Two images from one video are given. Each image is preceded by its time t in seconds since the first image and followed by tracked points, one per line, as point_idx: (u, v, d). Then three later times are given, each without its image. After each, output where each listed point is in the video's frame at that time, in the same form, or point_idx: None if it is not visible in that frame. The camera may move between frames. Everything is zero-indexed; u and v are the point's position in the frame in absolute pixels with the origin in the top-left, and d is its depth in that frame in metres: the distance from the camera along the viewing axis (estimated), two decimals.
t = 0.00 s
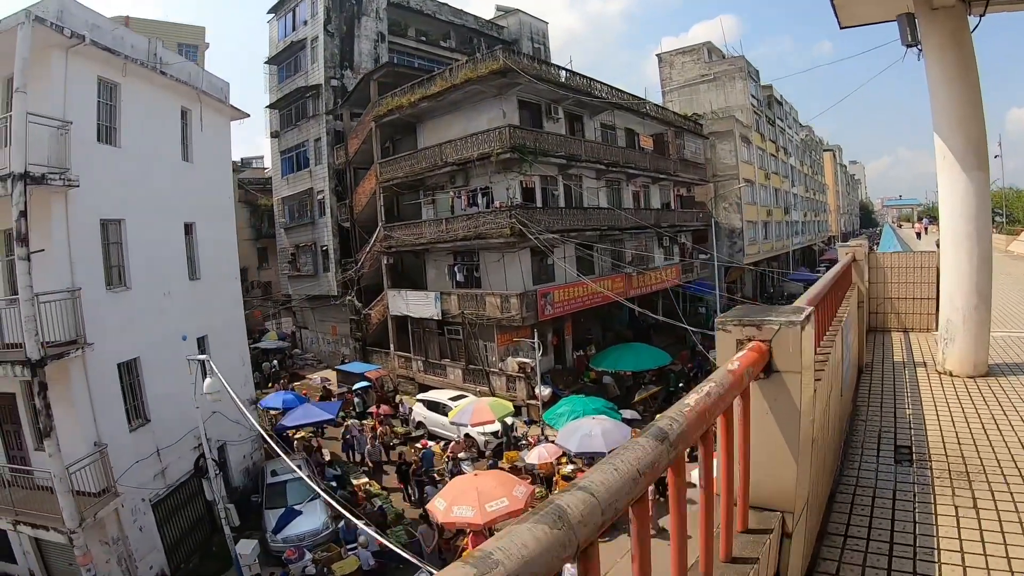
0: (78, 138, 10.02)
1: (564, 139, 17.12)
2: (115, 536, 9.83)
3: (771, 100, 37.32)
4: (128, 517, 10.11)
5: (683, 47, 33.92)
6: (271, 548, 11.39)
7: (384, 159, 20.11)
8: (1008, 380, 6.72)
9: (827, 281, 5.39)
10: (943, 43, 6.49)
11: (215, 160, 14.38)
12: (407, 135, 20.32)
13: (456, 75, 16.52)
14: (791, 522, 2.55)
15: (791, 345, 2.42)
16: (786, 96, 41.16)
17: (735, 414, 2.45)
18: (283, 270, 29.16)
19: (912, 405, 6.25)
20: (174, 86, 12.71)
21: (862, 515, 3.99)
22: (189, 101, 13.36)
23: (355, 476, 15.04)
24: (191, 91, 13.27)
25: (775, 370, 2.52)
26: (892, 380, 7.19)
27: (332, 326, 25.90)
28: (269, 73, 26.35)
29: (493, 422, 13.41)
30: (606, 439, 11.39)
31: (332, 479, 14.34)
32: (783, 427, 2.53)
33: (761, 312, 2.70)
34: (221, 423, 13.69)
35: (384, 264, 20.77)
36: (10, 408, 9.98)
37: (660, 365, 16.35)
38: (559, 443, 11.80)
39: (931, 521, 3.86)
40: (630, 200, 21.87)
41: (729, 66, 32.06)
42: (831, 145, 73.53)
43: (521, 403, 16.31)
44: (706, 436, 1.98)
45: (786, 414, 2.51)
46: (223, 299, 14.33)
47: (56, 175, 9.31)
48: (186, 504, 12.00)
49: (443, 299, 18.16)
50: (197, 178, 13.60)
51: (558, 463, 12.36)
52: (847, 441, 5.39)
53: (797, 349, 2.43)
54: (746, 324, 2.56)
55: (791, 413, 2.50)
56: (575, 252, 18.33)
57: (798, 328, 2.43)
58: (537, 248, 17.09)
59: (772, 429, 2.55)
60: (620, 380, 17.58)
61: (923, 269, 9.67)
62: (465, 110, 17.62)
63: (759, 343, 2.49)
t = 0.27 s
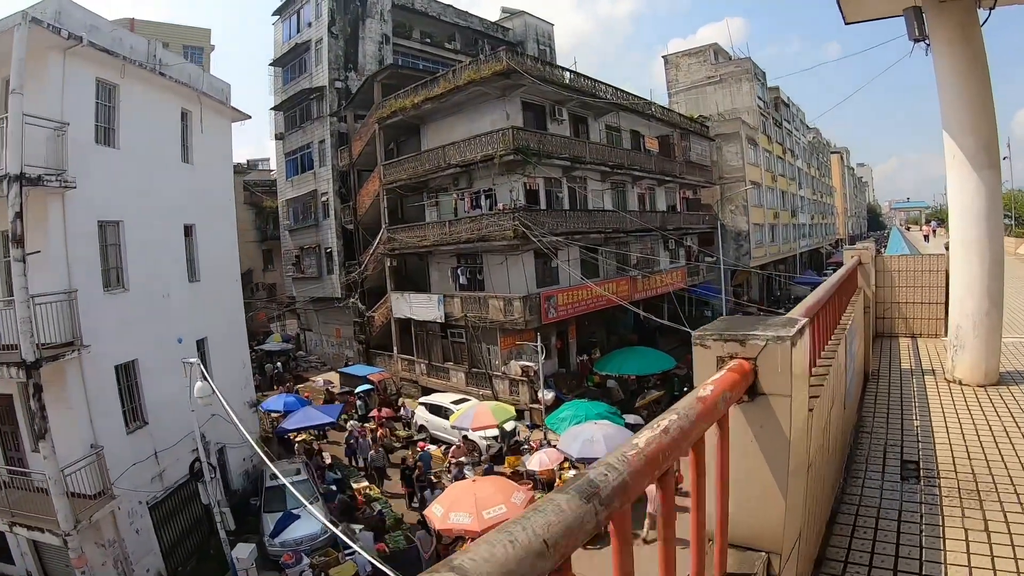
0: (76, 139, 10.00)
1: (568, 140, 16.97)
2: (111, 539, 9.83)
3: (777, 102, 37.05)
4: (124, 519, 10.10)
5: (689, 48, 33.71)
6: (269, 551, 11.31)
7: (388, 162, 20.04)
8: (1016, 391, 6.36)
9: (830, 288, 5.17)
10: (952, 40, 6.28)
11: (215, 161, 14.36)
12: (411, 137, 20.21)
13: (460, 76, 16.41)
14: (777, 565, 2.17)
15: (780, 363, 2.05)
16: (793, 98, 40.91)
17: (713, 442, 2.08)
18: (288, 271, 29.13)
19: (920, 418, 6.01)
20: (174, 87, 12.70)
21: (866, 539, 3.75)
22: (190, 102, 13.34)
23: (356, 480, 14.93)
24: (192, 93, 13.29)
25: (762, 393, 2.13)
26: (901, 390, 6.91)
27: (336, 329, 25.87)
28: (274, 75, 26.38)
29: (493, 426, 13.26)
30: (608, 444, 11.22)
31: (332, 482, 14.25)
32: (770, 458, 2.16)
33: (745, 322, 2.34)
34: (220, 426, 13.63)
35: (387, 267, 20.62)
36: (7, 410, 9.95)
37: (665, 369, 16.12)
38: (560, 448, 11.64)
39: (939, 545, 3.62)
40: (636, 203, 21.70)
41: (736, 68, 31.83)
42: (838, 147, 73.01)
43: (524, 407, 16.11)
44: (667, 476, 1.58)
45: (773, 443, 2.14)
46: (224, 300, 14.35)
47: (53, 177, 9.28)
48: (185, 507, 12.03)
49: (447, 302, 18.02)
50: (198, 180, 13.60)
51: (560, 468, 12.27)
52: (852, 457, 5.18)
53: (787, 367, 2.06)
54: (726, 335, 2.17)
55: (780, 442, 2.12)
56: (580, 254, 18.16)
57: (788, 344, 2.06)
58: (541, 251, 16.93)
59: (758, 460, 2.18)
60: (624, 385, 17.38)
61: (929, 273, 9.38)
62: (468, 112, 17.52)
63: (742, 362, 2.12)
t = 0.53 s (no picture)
0: (58, 151, 9.78)
1: (558, 150, 16.84)
2: (95, 557, 9.62)
3: (769, 110, 37.21)
4: (108, 537, 9.90)
5: (680, 58, 33.82)
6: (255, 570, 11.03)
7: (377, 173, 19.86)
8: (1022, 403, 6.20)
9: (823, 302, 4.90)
10: (948, 36, 6.01)
11: (201, 173, 14.09)
12: (402, 149, 20.04)
13: (449, 87, 16.25)
14: None
15: (757, 403, 1.71)
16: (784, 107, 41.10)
17: (678, 503, 1.72)
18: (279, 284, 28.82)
19: (919, 436, 5.73)
20: (159, 98, 12.48)
21: None
22: (175, 113, 13.11)
23: (345, 496, 14.59)
24: (177, 103, 13.01)
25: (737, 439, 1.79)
26: (899, 406, 6.64)
27: (327, 342, 25.58)
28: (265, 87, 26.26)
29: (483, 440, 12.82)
30: (600, 458, 10.96)
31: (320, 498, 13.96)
32: (748, 518, 1.81)
33: (721, 353, 1.98)
34: (207, 441, 13.32)
35: (378, 279, 20.35)
36: None
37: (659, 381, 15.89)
38: (551, 463, 11.36)
39: None
40: (628, 213, 21.60)
41: (728, 77, 31.93)
42: (830, 155, 73.42)
43: (516, 421, 15.78)
44: (596, 572, 1.23)
45: (751, 499, 1.80)
46: (210, 313, 14.12)
47: (33, 190, 9.04)
48: (171, 524, 11.80)
49: (438, 314, 17.75)
50: (184, 193, 13.37)
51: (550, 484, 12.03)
52: (849, 481, 4.88)
53: (765, 410, 1.72)
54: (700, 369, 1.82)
55: (759, 499, 1.78)
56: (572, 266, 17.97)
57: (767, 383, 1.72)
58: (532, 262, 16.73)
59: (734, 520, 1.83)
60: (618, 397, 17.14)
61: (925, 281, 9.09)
62: (458, 123, 17.38)
63: (713, 404, 1.78)
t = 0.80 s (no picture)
0: (37, 163, 9.53)
1: (547, 165, 16.74)
2: None
3: (759, 124, 37.45)
4: (88, 555, 9.61)
5: (671, 73, 34.01)
6: None
7: (366, 188, 19.69)
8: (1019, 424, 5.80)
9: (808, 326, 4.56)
10: (939, 39, 5.65)
11: (187, 188, 13.74)
12: (391, 163, 19.88)
13: (437, 101, 16.12)
14: None
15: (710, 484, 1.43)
16: (773, 121, 41.41)
17: None
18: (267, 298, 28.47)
19: (912, 461, 5.37)
20: (144, 111, 12.22)
21: None
22: (159, 126, 12.79)
23: (330, 516, 14.24)
24: (161, 116, 12.71)
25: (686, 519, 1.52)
26: (891, 426, 6.29)
27: (316, 357, 25.24)
28: (255, 100, 26.16)
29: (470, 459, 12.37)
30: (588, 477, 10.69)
31: (306, 517, 13.57)
32: None
33: (670, 412, 1.69)
34: (191, 458, 12.96)
35: (366, 295, 20.06)
36: None
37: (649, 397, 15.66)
38: (539, 483, 11.02)
39: None
40: (618, 228, 21.55)
41: (718, 91, 32.12)
42: (820, 168, 74.05)
43: (504, 438, 15.39)
44: None
45: None
46: (194, 328, 13.80)
47: (13, 204, 8.84)
48: (150, 544, 11.44)
49: (426, 330, 17.46)
50: (170, 207, 13.11)
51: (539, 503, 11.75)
52: (839, 514, 4.50)
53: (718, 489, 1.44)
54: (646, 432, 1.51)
55: None
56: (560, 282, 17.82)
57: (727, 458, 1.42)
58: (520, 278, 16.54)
59: None
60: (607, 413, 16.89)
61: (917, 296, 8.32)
62: (446, 138, 17.27)
63: (654, 478, 1.50)
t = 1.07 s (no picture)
0: (19, 172, 9.37)
1: (535, 181, 16.68)
2: None
3: (748, 140, 37.79)
4: (64, 570, 9.35)
5: (661, 89, 34.31)
6: None
7: (353, 202, 19.56)
8: (1016, 444, 5.21)
9: (792, 339, 4.15)
10: (924, 41, 5.22)
11: (174, 200, 13.48)
12: (379, 177, 19.78)
13: (424, 116, 16.05)
14: None
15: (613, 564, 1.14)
16: (763, 138, 41.82)
17: None
18: (254, 312, 28.14)
19: (902, 484, 4.84)
20: (130, 123, 11.94)
21: None
22: (144, 138, 12.45)
23: (312, 534, 13.86)
24: (146, 127, 12.37)
25: None
26: (882, 444, 5.79)
27: (303, 373, 24.91)
28: (244, 114, 26.11)
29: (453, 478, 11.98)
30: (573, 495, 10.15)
31: (288, 534, 13.19)
32: None
33: (583, 468, 1.45)
34: (171, 473, 12.63)
35: (353, 310, 19.83)
36: None
37: (637, 414, 15.46)
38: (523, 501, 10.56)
39: None
40: (607, 243, 21.52)
41: (707, 107, 32.39)
42: (809, 184, 74.86)
43: (492, 455, 14.89)
44: None
45: None
46: (179, 342, 13.45)
47: None
48: (125, 563, 11.06)
49: (412, 346, 17.19)
50: (155, 220, 12.76)
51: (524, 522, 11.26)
52: (820, 550, 3.99)
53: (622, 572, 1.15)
54: (534, 491, 1.30)
55: None
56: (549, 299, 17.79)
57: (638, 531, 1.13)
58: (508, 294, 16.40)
59: None
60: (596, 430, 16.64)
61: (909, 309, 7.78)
62: (434, 152, 17.21)
63: (547, 552, 1.23)
